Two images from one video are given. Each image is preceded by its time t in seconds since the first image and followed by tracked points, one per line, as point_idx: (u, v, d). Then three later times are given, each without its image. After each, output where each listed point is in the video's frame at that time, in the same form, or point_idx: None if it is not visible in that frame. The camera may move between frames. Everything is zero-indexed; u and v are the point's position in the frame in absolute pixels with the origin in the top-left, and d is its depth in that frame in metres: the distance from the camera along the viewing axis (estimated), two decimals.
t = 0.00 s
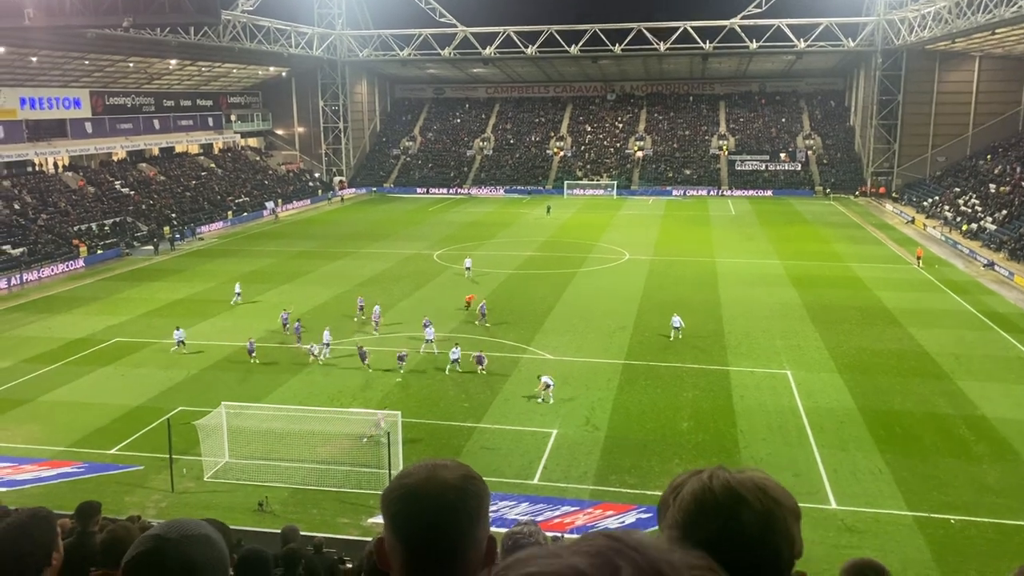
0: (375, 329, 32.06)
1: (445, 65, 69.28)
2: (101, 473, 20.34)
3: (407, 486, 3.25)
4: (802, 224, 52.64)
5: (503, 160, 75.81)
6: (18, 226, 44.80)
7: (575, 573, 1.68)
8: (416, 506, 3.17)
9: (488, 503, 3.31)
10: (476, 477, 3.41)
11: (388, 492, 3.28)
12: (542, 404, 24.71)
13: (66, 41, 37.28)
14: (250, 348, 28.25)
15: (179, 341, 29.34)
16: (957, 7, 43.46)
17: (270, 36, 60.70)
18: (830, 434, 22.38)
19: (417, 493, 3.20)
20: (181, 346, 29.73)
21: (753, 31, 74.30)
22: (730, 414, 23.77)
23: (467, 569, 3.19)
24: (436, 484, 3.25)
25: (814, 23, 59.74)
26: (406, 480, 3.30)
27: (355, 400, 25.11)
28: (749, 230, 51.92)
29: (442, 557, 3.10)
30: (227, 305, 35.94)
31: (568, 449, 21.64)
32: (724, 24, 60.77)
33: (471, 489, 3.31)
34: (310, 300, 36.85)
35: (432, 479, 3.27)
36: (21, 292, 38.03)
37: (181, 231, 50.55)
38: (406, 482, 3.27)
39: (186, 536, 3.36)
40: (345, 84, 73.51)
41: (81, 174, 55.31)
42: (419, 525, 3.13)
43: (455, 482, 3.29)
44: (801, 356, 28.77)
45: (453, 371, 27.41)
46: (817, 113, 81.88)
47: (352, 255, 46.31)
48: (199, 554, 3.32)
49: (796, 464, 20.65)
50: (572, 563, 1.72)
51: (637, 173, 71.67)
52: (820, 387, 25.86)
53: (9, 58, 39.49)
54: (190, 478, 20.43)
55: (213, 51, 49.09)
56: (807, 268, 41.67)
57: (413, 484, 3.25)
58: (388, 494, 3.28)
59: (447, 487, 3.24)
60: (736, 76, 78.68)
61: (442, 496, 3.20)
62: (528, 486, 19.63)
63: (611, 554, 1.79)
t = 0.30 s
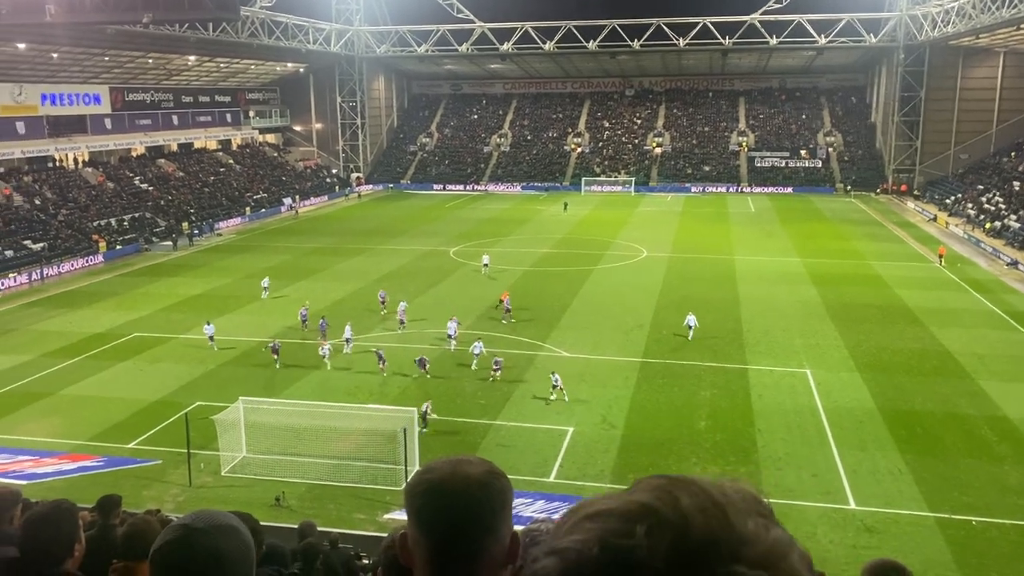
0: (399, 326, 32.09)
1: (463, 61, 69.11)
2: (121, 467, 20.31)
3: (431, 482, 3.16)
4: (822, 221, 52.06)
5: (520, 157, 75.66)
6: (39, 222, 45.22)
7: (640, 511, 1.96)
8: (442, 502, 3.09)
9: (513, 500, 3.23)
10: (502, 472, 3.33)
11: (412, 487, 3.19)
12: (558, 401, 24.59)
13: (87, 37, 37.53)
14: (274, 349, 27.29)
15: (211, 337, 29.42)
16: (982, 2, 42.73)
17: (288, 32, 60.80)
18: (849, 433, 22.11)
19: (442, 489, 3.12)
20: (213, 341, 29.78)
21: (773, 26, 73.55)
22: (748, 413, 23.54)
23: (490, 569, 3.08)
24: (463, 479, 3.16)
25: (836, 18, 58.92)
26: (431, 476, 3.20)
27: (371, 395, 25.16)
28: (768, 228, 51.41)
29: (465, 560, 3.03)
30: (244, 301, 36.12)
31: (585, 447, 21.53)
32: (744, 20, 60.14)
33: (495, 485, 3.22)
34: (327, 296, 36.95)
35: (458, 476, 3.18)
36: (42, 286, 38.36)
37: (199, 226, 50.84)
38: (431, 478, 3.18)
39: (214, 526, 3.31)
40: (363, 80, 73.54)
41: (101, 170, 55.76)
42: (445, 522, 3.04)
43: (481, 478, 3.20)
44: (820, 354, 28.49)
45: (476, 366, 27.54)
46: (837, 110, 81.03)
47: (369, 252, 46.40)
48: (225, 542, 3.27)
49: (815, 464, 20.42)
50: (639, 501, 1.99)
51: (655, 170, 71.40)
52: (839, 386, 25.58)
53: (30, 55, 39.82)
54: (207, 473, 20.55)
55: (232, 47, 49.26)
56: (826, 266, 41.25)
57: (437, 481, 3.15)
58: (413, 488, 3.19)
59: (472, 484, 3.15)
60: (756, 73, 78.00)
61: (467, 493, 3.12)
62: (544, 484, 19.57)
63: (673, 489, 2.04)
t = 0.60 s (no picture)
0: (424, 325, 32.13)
1: (484, 59, 69.08)
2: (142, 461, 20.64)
3: (450, 478, 3.15)
4: (844, 220, 51.55)
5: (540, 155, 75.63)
6: (65, 218, 45.83)
7: (665, 445, 1.90)
8: (460, 497, 3.08)
9: (531, 499, 3.22)
10: (520, 470, 3.32)
11: (431, 481, 3.19)
12: (576, 400, 24.54)
13: (111, 35, 37.95)
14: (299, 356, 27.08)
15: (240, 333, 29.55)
16: None
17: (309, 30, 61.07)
18: (871, 434, 21.87)
19: (462, 486, 3.11)
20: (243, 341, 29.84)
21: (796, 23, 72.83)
22: (768, 413, 23.36)
23: (508, 566, 3.08)
24: (482, 476, 3.15)
25: (860, 15, 58.20)
26: (450, 472, 3.20)
27: (391, 392, 25.24)
28: (789, 226, 50.96)
29: (482, 555, 3.02)
30: (265, 297, 36.40)
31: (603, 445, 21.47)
32: (766, 17, 59.63)
33: (515, 482, 3.21)
34: (347, 292, 37.13)
35: (477, 472, 3.17)
36: (67, 282, 38.85)
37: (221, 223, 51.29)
38: (451, 474, 3.17)
39: (232, 520, 3.32)
40: (384, 78, 73.80)
41: (125, 166, 56.40)
42: (466, 517, 3.03)
43: (500, 475, 3.19)
44: (842, 354, 28.21)
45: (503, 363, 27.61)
46: (860, 107, 80.15)
47: (389, 249, 46.56)
48: (241, 535, 3.28)
49: (836, 466, 20.22)
50: (663, 437, 1.92)
51: (676, 168, 71.19)
52: (861, 386, 25.31)
53: (56, 53, 40.31)
54: (228, 468, 20.74)
55: (254, 45, 49.59)
56: (849, 265, 40.82)
57: (457, 477, 3.14)
58: (431, 484, 3.18)
59: (491, 481, 3.14)
60: (778, 70, 77.34)
61: (487, 489, 3.11)
62: (562, 483, 19.54)
63: (699, 425, 1.97)
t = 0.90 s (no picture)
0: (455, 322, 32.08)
1: (508, 56, 68.97)
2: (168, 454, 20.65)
3: (474, 475, 3.11)
4: (871, 220, 50.89)
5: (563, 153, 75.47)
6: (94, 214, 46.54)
7: (708, 384, 1.76)
8: (485, 494, 3.04)
9: (555, 497, 3.19)
10: (544, 468, 3.28)
11: (455, 478, 3.15)
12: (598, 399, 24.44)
13: (140, 33, 38.42)
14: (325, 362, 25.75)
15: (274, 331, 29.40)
16: None
17: (334, 28, 61.32)
18: (897, 436, 21.55)
19: (488, 482, 3.07)
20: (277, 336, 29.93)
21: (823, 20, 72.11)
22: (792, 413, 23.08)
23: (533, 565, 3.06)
24: (507, 473, 3.11)
25: (889, 12, 57.27)
26: (474, 468, 3.15)
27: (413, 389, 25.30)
28: (816, 225, 50.37)
29: (505, 554, 2.99)
30: (290, 293, 36.68)
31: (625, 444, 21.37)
32: (793, 15, 58.97)
33: (541, 480, 3.19)
34: (371, 289, 37.30)
35: (501, 469, 3.13)
36: (96, 276, 39.40)
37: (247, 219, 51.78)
38: (475, 470, 3.14)
39: (252, 514, 3.30)
40: (408, 75, 74.05)
41: (153, 163, 57.12)
42: (493, 512, 3.00)
43: (524, 473, 3.15)
44: (868, 355, 27.83)
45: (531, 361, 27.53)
46: (889, 105, 79.03)
47: (412, 246, 46.72)
48: (260, 528, 3.27)
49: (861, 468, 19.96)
50: (703, 375, 1.78)
51: (700, 166, 70.79)
52: (887, 387, 24.94)
53: (86, 51, 40.92)
54: (252, 462, 20.92)
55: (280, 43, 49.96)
56: (876, 264, 40.26)
57: (481, 474, 3.10)
58: (455, 480, 3.14)
59: (516, 477, 3.11)
60: (805, 67, 76.49)
61: (512, 487, 3.07)
62: (584, 481, 19.47)
63: (738, 363, 1.83)
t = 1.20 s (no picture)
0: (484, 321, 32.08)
1: (532, 54, 68.91)
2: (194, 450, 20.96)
3: (508, 477, 3.09)
4: (899, 220, 50.12)
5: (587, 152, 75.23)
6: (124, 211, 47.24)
7: (773, 373, 1.73)
8: (518, 495, 3.03)
9: (590, 500, 3.16)
10: (579, 469, 3.25)
11: (491, 478, 3.14)
12: (623, 398, 24.33)
13: (169, 32, 38.91)
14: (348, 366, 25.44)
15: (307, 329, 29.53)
16: None
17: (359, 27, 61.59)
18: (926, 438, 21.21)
19: (522, 484, 3.05)
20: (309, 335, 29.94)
21: (851, 18, 71.20)
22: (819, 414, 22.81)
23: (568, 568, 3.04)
24: (542, 474, 3.09)
25: (919, 10, 56.34)
26: (508, 470, 3.13)
27: (436, 386, 25.37)
28: (843, 225, 49.76)
29: (538, 555, 2.97)
30: (316, 291, 36.95)
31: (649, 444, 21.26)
32: (821, 12, 58.30)
33: (575, 482, 3.16)
34: (395, 287, 37.45)
35: (536, 471, 3.11)
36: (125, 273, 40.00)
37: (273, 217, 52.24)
38: (510, 472, 3.11)
39: (284, 512, 3.31)
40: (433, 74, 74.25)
41: (181, 161, 57.86)
42: (529, 516, 2.98)
43: (559, 474, 3.13)
44: (897, 356, 27.41)
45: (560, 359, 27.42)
46: (919, 104, 77.79)
47: (436, 244, 46.85)
48: (293, 526, 3.29)
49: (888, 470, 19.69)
50: (765, 362, 1.75)
51: (726, 165, 70.27)
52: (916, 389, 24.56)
53: (117, 50, 41.55)
54: (278, 457, 21.10)
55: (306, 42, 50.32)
56: (905, 265, 39.66)
57: (514, 476, 3.08)
58: (490, 482, 3.13)
59: (550, 479, 3.08)
60: (833, 65, 75.54)
61: (546, 489, 3.05)
62: (609, 480, 19.39)
63: (802, 350, 1.81)
